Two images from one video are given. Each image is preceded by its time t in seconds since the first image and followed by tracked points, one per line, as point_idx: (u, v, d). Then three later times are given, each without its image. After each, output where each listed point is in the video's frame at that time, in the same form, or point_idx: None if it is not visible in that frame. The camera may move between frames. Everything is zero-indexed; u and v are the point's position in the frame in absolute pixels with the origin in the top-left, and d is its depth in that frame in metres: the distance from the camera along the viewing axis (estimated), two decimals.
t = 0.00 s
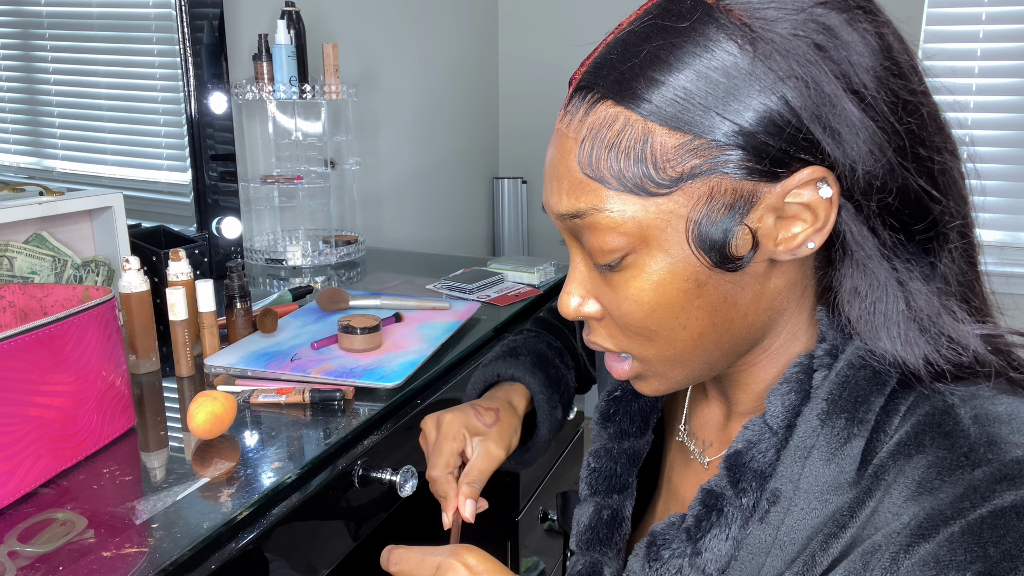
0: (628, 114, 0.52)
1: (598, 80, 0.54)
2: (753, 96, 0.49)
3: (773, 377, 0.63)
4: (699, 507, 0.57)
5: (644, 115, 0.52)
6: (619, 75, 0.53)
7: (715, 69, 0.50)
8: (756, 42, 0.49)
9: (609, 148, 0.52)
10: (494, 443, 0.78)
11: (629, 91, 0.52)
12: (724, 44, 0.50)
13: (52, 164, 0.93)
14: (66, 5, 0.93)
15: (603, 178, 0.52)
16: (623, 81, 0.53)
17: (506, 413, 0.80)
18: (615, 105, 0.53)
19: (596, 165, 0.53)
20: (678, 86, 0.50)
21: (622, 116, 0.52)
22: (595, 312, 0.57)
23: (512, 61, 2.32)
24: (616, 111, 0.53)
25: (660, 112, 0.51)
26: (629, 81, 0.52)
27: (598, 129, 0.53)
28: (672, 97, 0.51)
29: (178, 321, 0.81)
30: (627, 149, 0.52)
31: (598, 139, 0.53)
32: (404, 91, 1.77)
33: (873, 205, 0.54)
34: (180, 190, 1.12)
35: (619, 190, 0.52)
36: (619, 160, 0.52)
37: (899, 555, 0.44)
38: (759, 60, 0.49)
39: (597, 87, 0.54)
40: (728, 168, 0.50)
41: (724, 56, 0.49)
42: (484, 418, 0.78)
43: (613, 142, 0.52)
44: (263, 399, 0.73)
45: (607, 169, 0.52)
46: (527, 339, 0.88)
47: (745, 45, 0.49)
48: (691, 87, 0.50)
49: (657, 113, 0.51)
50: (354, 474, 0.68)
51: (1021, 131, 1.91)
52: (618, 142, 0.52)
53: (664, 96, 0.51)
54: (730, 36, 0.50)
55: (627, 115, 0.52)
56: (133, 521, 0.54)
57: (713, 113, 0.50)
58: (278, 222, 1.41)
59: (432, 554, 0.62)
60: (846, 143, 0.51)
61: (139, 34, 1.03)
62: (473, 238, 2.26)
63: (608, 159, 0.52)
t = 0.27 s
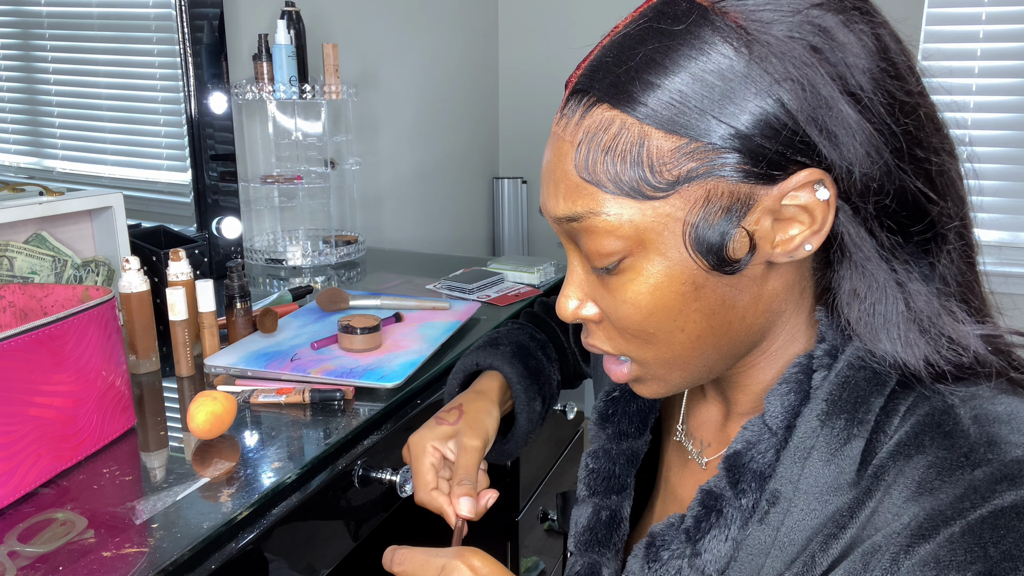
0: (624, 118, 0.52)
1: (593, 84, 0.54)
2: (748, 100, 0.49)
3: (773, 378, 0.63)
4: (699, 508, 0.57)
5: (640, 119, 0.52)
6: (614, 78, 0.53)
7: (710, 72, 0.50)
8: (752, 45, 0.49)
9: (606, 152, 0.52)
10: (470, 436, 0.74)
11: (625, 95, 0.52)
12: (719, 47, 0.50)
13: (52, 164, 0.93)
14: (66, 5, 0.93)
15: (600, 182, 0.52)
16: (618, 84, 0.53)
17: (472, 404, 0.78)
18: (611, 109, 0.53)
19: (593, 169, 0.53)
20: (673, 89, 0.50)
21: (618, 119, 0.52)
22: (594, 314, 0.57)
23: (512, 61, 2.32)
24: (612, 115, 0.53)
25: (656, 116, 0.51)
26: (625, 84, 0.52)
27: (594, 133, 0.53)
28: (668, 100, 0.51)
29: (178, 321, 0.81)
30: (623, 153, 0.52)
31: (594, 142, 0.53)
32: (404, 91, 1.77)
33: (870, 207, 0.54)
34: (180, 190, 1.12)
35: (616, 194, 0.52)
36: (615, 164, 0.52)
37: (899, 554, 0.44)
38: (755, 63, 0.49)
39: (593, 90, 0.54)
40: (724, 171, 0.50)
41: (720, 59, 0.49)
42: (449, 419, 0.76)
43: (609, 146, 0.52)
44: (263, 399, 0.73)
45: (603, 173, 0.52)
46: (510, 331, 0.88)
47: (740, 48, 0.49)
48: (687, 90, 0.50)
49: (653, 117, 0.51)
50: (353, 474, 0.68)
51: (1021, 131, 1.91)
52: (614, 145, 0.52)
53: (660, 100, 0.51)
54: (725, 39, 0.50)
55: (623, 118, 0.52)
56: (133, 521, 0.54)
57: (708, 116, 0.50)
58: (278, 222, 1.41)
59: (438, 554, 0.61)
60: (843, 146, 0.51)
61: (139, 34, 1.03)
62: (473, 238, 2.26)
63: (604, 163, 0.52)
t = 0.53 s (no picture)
0: (621, 119, 0.52)
1: (591, 85, 0.54)
2: (745, 100, 0.49)
3: (772, 377, 0.63)
4: (697, 508, 0.57)
5: (637, 120, 0.52)
6: (611, 79, 0.53)
7: (707, 73, 0.49)
8: (749, 45, 0.49)
9: (603, 153, 0.52)
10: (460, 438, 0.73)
11: (623, 96, 0.52)
12: (716, 47, 0.50)
13: (53, 164, 0.93)
14: (66, 5, 0.93)
15: (597, 184, 0.52)
16: (616, 85, 0.53)
17: (456, 411, 0.77)
18: (609, 110, 0.53)
19: (591, 170, 0.53)
20: (670, 89, 0.50)
21: (615, 120, 0.52)
22: (592, 315, 0.57)
23: (511, 61, 2.32)
24: (609, 116, 0.53)
25: (652, 117, 0.51)
26: (623, 85, 0.52)
27: (592, 134, 0.53)
28: (665, 101, 0.51)
29: (178, 321, 0.81)
30: (620, 154, 0.52)
31: (591, 143, 0.53)
32: (404, 91, 1.77)
33: (868, 207, 0.54)
34: (180, 190, 1.12)
35: (613, 195, 0.52)
36: (612, 165, 0.52)
37: (898, 555, 0.44)
38: (752, 64, 0.49)
39: (590, 91, 0.54)
40: (722, 172, 0.50)
41: (717, 59, 0.49)
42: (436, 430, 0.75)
43: (607, 147, 0.52)
44: (263, 399, 0.73)
45: (601, 174, 0.52)
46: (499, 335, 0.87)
47: (738, 48, 0.49)
48: (684, 91, 0.50)
49: (650, 118, 0.51)
50: (353, 475, 0.68)
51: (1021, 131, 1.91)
52: (612, 146, 0.52)
53: (657, 100, 0.51)
54: (723, 39, 0.49)
55: (621, 119, 0.52)
56: (133, 521, 0.54)
57: (705, 116, 0.50)
58: (278, 222, 1.41)
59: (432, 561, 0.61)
60: (839, 146, 0.51)
61: (139, 34, 1.03)
62: (473, 238, 2.26)
63: (602, 164, 0.52)
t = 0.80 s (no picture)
0: (621, 121, 0.52)
1: (591, 86, 0.54)
2: (746, 102, 0.49)
3: (772, 378, 0.63)
4: (697, 509, 0.57)
5: (637, 121, 0.52)
6: (612, 80, 0.53)
7: (708, 75, 0.49)
8: (750, 47, 0.49)
9: (603, 155, 0.52)
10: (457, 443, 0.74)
11: (623, 97, 0.52)
12: (717, 48, 0.49)
13: (52, 164, 0.93)
14: (66, 5, 0.93)
15: (597, 185, 0.52)
16: (616, 86, 0.53)
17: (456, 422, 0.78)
18: (609, 111, 0.53)
19: (591, 171, 0.53)
20: (670, 91, 0.50)
21: (615, 122, 0.52)
22: (592, 316, 0.57)
23: (511, 61, 2.32)
24: (609, 117, 0.53)
25: (653, 119, 0.51)
26: (623, 87, 0.52)
27: (592, 135, 0.53)
28: (665, 102, 0.51)
29: (178, 321, 0.81)
30: (621, 156, 0.52)
31: (591, 145, 0.53)
32: (404, 92, 1.77)
33: (868, 208, 0.54)
34: (180, 190, 1.12)
35: (613, 197, 0.52)
36: (613, 167, 0.52)
37: (898, 554, 0.44)
38: (753, 65, 0.49)
39: (590, 93, 0.54)
40: (722, 174, 0.50)
41: (717, 60, 0.49)
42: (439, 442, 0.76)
43: (607, 149, 0.52)
44: (263, 399, 0.73)
45: (601, 176, 0.52)
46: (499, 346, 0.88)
47: (738, 50, 0.49)
48: (685, 92, 0.50)
49: (651, 120, 0.51)
50: (353, 475, 0.68)
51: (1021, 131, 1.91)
52: (612, 148, 0.52)
53: (657, 102, 0.51)
54: (723, 40, 0.49)
55: (621, 120, 0.52)
56: (133, 521, 0.54)
57: (705, 118, 0.50)
58: (278, 222, 1.41)
59: (430, 557, 0.61)
60: (840, 147, 0.51)
61: (139, 34, 1.03)
62: (473, 238, 2.26)
63: (602, 166, 0.52)
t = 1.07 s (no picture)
0: (615, 129, 0.52)
1: (583, 94, 0.54)
2: (740, 108, 0.49)
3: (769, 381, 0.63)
4: (696, 512, 0.57)
5: (631, 130, 0.52)
6: (604, 88, 0.53)
7: (701, 82, 0.49)
8: (742, 53, 0.49)
9: (597, 164, 0.52)
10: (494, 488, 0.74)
11: (616, 106, 0.52)
12: (710, 54, 0.49)
13: (52, 164, 0.93)
14: (66, 5, 0.93)
15: (592, 195, 0.52)
16: (609, 94, 0.52)
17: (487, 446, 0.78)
18: (603, 120, 0.53)
19: (585, 181, 0.53)
20: (664, 99, 0.50)
21: (609, 130, 0.52)
22: (591, 325, 0.57)
23: (511, 61, 2.32)
24: (603, 126, 0.53)
25: (647, 127, 0.51)
26: (616, 95, 0.52)
27: (586, 144, 0.53)
28: (659, 110, 0.51)
29: (178, 321, 0.81)
30: (616, 165, 0.52)
31: (586, 154, 0.53)
32: (404, 92, 1.77)
33: (864, 212, 0.54)
34: (180, 190, 1.12)
35: (609, 205, 0.52)
36: (607, 176, 0.52)
37: (895, 554, 0.44)
38: (746, 71, 0.49)
39: (583, 101, 0.54)
40: (718, 181, 0.50)
41: (710, 66, 0.49)
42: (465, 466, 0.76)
43: (601, 158, 0.52)
44: (263, 399, 0.73)
45: (596, 185, 0.52)
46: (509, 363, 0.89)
47: (731, 57, 0.49)
48: (678, 100, 0.50)
49: (645, 128, 0.51)
50: (354, 475, 0.68)
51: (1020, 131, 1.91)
52: (606, 157, 0.52)
53: (651, 110, 0.51)
54: (716, 47, 0.49)
55: (615, 129, 0.52)
56: (133, 521, 0.54)
57: (700, 125, 0.50)
58: (278, 222, 1.41)
59: None
60: (835, 151, 0.51)
61: (139, 34, 1.03)
62: (473, 238, 2.26)
63: (596, 174, 0.52)
